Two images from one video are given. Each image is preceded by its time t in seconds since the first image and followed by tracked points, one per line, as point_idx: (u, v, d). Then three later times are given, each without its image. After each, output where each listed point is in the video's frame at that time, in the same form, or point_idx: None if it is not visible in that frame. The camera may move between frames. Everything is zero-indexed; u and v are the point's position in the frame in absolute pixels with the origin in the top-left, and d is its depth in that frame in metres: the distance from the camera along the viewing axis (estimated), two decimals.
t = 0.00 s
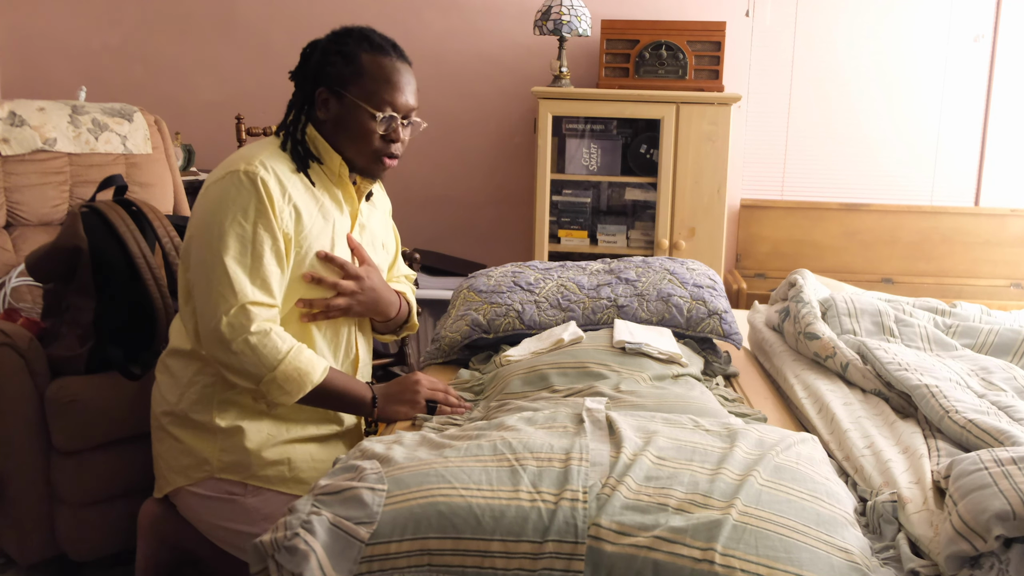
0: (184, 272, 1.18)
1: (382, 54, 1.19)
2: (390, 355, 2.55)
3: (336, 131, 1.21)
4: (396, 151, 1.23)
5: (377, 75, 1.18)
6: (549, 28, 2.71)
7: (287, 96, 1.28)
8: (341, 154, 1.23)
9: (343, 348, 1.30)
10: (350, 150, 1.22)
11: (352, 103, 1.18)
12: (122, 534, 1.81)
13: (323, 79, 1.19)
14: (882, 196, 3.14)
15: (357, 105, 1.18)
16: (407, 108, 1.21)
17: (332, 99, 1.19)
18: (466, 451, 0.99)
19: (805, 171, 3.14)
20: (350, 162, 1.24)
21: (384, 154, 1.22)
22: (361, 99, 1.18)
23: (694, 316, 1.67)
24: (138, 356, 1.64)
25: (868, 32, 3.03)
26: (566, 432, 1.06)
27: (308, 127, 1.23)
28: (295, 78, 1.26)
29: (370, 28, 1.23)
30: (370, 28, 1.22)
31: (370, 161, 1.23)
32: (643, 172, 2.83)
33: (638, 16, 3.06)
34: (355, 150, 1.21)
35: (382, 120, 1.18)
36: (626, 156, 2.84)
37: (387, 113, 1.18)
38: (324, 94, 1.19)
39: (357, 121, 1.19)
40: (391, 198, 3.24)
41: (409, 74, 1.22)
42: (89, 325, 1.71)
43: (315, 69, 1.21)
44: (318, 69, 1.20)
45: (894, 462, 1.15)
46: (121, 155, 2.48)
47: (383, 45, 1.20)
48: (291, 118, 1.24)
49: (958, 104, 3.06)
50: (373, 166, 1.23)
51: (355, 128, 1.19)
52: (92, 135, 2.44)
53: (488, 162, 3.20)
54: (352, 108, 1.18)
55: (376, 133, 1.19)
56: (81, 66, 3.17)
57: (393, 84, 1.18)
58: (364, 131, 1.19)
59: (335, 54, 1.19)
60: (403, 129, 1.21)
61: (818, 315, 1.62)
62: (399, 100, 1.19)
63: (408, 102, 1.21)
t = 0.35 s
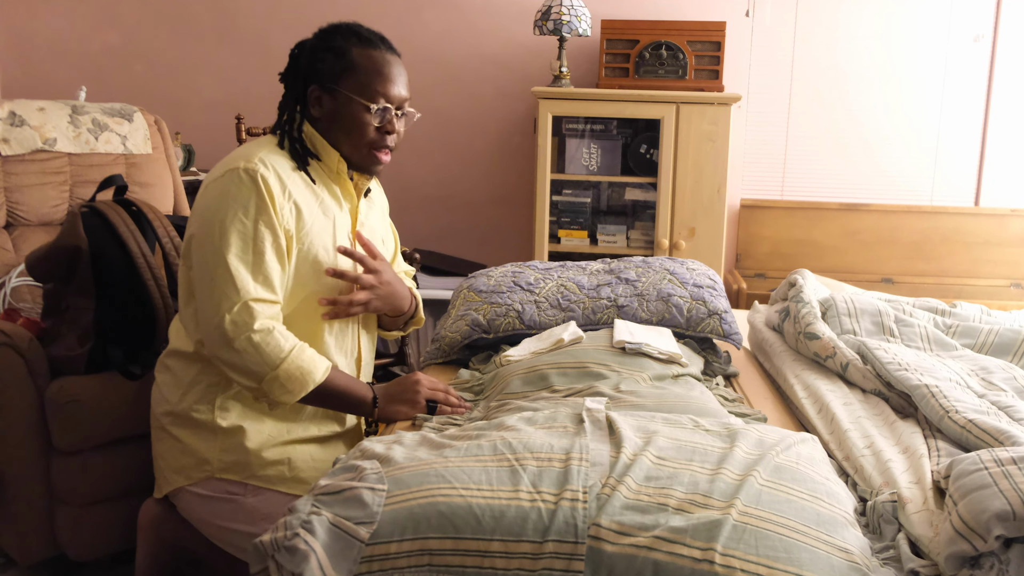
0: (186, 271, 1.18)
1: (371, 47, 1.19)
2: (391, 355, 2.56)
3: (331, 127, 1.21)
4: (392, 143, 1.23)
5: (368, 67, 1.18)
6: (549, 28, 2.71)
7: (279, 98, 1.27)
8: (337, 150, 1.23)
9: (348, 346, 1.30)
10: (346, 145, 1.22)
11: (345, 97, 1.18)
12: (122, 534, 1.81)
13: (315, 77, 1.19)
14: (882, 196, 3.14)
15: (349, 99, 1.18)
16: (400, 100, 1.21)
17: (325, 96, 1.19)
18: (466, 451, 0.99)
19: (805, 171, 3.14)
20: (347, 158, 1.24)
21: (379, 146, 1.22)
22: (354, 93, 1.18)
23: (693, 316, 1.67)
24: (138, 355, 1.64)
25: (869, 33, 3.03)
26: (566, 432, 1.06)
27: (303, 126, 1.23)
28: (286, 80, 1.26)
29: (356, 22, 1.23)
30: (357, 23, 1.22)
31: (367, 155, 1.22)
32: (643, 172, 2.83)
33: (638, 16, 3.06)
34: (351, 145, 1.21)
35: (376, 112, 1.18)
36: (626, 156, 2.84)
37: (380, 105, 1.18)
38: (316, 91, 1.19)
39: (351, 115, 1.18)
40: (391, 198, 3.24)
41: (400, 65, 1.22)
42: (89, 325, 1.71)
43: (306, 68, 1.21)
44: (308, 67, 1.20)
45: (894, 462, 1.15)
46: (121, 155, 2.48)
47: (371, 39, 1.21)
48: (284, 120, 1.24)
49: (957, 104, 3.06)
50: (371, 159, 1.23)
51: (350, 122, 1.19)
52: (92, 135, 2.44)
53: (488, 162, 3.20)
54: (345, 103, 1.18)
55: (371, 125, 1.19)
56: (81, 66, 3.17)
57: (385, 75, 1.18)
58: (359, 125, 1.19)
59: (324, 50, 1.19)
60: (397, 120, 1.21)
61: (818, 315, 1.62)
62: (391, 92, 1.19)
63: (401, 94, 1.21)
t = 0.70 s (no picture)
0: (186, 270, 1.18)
1: (374, 46, 1.20)
2: (391, 355, 2.55)
3: (332, 125, 1.21)
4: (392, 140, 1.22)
5: (370, 65, 1.18)
6: (549, 28, 2.71)
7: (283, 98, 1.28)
8: (338, 149, 1.23)
9: (348, 347, 1.30)
10: (347, 143, 1.22)
11: (346, 94, 1.18)
12: (122, 534, 1.81)
13: (317, 75, 1.20)
14: (882, 196, 3.14)
15: (350, 95, 1.18)
16: (402, 99, 1.21)
17: (326, 94, 1.19)
18: (466, 451, 0.99)
19: (805, 171, 3.14)
20: (348, 158, 1.24)
21: (379, 143, 1.21)
22: (355, 90, 1.18)
23: (693, 316, 1.67)
24: (138, 355, 1.64)
25: (869, 33, 3.03)
26: (566, 432, 1.06)
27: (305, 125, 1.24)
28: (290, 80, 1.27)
29: (361, 24, 1.24)
30: (361, 24, 1.23)
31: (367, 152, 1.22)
32: (643, 172, 2.83)
33: (638, 16, 3.06)
34: (352, 144, 1.21)
35: (376, 109, 1.18)
36: (626, 156, 2.84)
37: (380, 101, 1.18)
38: (318, 89, 1.20)
39: (352, 112, 1.18)
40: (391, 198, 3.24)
41: (402, 65, 1.22)
42: (89, 325, 1.71)
43: (309, 68, 1.21)
44: (311, 66, 1.20)
45: (894, 462, 1.15)
46: (121, 155, 2.48)
47: (375, 39, 1.21)
48: (287, 119, 1.25)
49: (958, 104, 3.06)
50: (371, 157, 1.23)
51: (350, 119, 1.19)
52: (92, 135, 2.44)
53: (488, 162, 3.20)
54: (346, 100, 1.18)
55: (371, 122, 1.19)
56: (81, 66, 3.17)
57: (386, 73, 1.19)
58: (359, 121, 1.19)
59: (327, 49, 1.20)
60: (398, 117, 1.21)
61: (818, 315, 1.62)
62: (392, 89, 1.19)
63: (402, 93, 1.21)
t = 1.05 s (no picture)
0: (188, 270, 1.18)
1: (383, 51, 1.20)
2: (391, 355, 2.55)
3: (338, 128, 1.21)
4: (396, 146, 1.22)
5: (378, 69, 1.18)
6: (549, 28, 2.71)
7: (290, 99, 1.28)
8: (343, 152, 1.23)
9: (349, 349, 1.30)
10: (351, 146, 1.22)
11: (352, 97, 1.18)
12: (122, 534, 1.81)
13: (325, 77, 1.20)
14: (882, 196, 3.14)
15: (357, 99, 1.18)
16: (409, 104, 1.21)
17: (334, 96, 1.19)
18: (466, 451, 0.99)
19: (805, 171, 3.14)
20: (352, 161, 1.24)
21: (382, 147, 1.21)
22: (362, 93, 1.18)
23: (693, 316, 1.67)
24: (138, 356, 1.64)
25: (869, 33, 3.03)
26: (566, 432, 1.06)
27: (311, 127, 1.24)
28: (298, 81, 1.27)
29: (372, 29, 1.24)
30: (372, 29, 1.23)
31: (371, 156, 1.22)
32: (643, 172, 2.83)
33: (638, 16, 3.06)
34: (357, 146, 1.21)
35: (382, 113, 1.18)
36: (626, 156, 2.84)
37: (387, 105, 1.18)
38: (326, 91, 1.20)
39: (358, 116, 1.18)
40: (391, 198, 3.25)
41: (411, 71, 1.22)
42: (89, 325, 1.70)
43: (318, 70, 1.22)
44: (319, 68, 1.21)
45: (894, 462, 1.15)
46: (121, 154, 2.48)
47: (384, 44, 1.21)
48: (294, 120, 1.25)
49: (958, 104, 3.06)
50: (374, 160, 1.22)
51: (356, 122, 1.19)
52: (92, 135, 2.44)
53: (487, 162, 3.20)
54: (352, 103, 1.18)
55: (376, 126, 1.19)
56: (81, 65, 3.17)
57: (394, 78, 1.18)
58: (364, 125, 1.19)
59: (336, 52, 1.20)
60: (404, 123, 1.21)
61: (818, 315, 1.62)
62: (400, 95, 1.19)
63: (410, 99, 1.21)
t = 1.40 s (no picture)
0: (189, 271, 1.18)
1: (385, 52, 1.20)
2: (391, 355, 2.55)
3: (339, 129, 1.21)
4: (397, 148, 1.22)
5: (379, 71, 1.18)
6: (549, 28, 2.71)
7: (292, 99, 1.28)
8: (344, 153, 1.23)
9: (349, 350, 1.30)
10: (352, 147, 1.22)
11: (354, 99, 1.18)
12: (122, 533, 1.81)
13: (327, 78, 1.20)
14: (882, 196, 3.14)
15: (358, 101, 1.18)
16: (410, 106, 1.21)
17: (335, 97, 1.19)
18: (466, 451, 0.99)
19: (805, 171, 3.14)
20: (353, 162, 1.24)
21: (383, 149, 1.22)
22: (363, 95, 1.18)
23: (693, 316, 1.67)
24: (138, 355, 1.64)
25: (869, 33, 3.03)
26: (566, 432, 1.06)
27: (312, 127, 1.24)
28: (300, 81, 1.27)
29: (374, 29, 1.24)
30: (374, 29, 1.23)
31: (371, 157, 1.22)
32: (643, 172, 2.83)
33: (638, 16, 3.06)
34: (358, 148, 1.21)
35: (384, 115, 1.18)
36: (626, 156, 2.84)
37: (388, 107, 1.18)
38: (327, 92, 1.20)
39: (359, 117, 1.19)
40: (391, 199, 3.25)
41: (413, 72, 1.22)
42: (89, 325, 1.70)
43: (319, 70, 1.21)
44: (321, 69, 1.21)
45: (894, 462, 1.15)
46: (121, 154, 2.48)
47: (386, 45, 1.21)
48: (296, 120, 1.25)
49: (958, 104, 3.06)
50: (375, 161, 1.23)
51: (357, 124, 1.19)
52: (92, 135, 2.44)
53: (487, 162, 3.20)
54: (354, 105, 1.18)
55: (377, 128, 1.19)
56: (81, 66, 3.17)
57: (396, 80, 1.18)
58: (365, 127, 1.19)
59: (338, 53, 1.20)
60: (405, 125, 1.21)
61: (818, 315, 1.62)
62: (401, 97, 1.19)
63: (411, 101, 1.21)
